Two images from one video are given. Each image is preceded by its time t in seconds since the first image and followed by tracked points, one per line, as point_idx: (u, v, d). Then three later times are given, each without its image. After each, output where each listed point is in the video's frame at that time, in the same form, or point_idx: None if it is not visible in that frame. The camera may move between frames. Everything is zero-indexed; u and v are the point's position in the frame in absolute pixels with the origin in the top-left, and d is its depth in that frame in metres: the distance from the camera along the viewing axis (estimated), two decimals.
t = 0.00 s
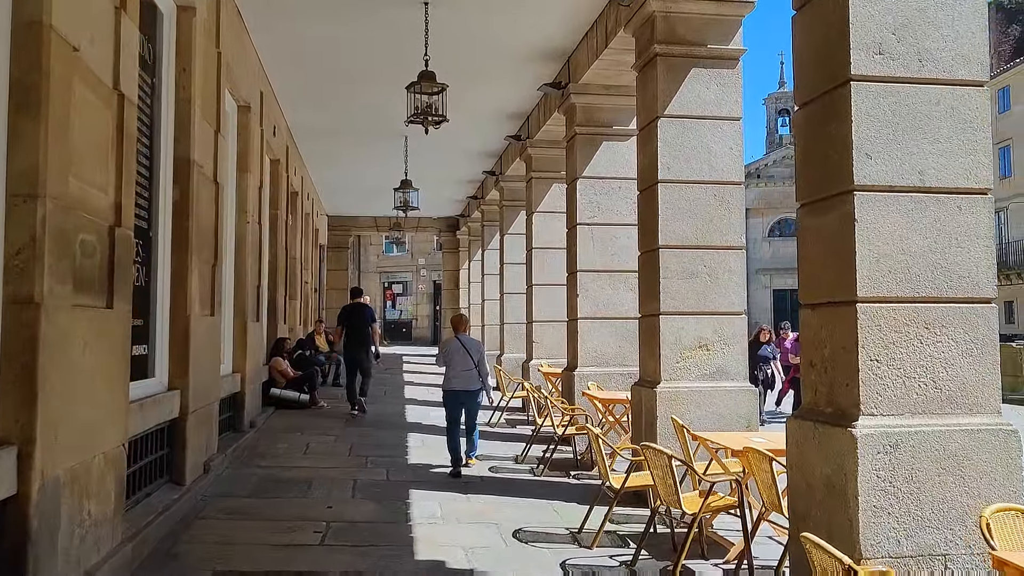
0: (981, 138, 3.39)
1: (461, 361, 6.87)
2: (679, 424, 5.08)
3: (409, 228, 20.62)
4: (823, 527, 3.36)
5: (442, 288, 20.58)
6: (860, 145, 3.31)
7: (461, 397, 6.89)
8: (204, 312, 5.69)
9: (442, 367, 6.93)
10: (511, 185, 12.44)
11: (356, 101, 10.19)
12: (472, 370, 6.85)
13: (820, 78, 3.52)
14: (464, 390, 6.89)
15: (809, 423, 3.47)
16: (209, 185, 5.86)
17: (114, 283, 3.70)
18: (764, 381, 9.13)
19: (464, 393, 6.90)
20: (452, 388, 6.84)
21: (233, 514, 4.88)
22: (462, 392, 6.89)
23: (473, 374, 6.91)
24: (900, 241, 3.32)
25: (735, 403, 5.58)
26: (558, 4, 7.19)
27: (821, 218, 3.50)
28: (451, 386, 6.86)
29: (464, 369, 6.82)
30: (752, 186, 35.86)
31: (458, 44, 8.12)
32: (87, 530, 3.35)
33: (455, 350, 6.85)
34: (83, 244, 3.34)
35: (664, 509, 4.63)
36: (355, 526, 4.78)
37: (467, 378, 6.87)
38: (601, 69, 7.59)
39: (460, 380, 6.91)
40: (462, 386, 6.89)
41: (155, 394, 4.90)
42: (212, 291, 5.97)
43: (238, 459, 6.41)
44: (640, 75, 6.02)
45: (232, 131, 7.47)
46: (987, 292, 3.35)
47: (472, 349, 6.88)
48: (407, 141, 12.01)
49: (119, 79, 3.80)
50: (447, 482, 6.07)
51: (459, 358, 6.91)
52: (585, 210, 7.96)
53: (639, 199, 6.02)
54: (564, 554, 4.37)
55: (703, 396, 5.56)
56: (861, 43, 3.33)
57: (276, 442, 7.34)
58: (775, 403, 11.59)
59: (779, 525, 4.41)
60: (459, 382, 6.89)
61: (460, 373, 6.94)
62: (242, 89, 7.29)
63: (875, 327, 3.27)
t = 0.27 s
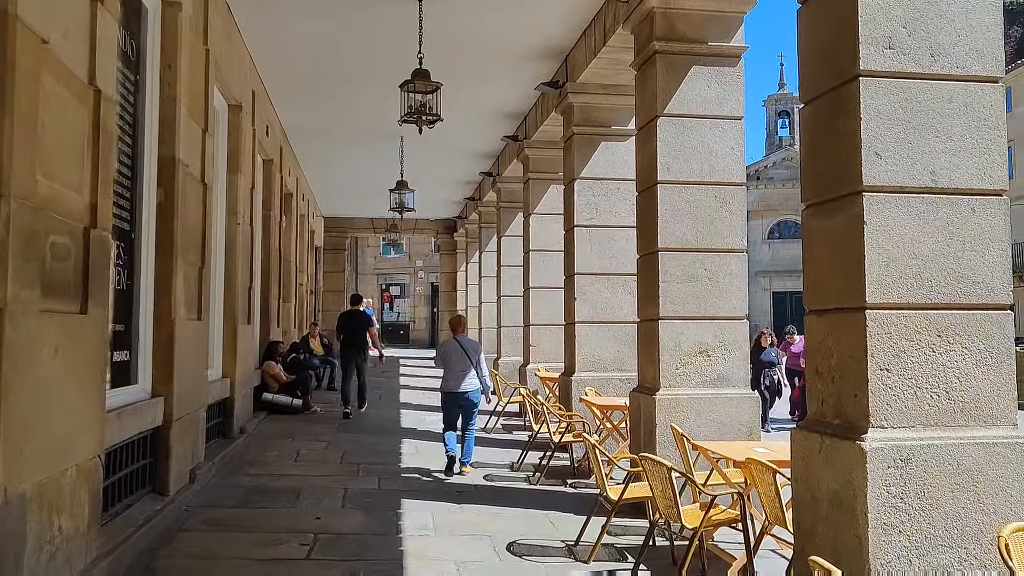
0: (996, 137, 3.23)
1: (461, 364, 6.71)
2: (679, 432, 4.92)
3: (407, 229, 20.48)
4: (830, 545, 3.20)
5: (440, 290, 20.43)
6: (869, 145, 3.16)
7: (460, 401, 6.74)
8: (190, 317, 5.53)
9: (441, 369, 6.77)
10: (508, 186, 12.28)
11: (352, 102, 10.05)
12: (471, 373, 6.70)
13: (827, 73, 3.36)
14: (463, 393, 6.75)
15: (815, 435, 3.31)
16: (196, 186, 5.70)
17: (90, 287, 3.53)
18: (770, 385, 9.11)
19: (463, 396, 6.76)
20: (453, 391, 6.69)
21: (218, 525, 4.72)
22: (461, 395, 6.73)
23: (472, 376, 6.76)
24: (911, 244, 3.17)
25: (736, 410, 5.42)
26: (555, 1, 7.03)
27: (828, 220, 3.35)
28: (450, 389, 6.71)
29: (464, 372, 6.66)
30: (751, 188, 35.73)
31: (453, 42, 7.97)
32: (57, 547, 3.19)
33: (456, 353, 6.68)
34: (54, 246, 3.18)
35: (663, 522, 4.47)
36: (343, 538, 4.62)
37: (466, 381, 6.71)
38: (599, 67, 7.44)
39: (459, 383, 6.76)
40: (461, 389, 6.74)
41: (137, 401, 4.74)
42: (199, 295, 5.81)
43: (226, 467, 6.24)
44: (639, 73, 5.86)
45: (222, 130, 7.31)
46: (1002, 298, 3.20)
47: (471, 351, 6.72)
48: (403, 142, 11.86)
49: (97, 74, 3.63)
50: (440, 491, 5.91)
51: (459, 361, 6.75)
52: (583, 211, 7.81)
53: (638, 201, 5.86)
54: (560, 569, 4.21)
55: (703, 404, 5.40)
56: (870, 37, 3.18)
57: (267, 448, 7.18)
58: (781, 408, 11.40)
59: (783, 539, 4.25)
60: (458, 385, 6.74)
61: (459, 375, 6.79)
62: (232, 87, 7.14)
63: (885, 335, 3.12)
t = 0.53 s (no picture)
0: (1006, 134, 3.11)
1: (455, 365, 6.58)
2: (676, 438, 4.79)
3: (403, 229, 20.34)
4: (833, 559, 3.07)
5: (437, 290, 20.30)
6: (874, 141, 3.03)
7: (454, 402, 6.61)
8: (176, 319, 5.40)
9: (435, 371, 6.64)
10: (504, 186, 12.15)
11: (346, 100, 9.91)
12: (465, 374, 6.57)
13: (830, 67, 3.23)
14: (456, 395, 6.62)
15: (817, 444, 3.18)
16: (182, 184, 5.57)
17: (64, 289, 3.40)
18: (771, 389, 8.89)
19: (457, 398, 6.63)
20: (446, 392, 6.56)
21: (202, 534, 4.58)
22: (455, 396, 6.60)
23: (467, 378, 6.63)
24: (918, 245, 3.04)
25: (735, 415, 5.29)
26: None
27: (830, 220, 3.22)
28: (444, 391, 6.58)
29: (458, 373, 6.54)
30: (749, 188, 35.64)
31: (448, 39, 7.84)
32: (26, 560, 3.05)
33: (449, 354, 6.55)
34: (24, 247, 3.05)
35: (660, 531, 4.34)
36: (331, 547, 4.48)
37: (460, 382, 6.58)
38: (595, 64, 7.31)
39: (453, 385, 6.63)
40: (455, 391, 6.61)
41: (118, 406, 4.61)
42: (186, 296, 5.68)
43: (214, 472, 6.10)
44: (636, 70, 5.73)
45: (211, 128, 7.18)
46: (1013, 301, 3.07)
47: (465, 352, 6.59)
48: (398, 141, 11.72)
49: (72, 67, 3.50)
50: (433, 498, 5.77)
51: (453, 362, 6.62)
52: (580, 211, 7.68)
53: (635, 200, 5.73)
54: None
55: (701, 408, 5.27)
56: (875, 30, 3.05)
57: (257, 452, 7.04)
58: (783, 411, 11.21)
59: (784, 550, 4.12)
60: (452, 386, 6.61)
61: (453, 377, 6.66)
62: (221, 84, 7.00)
63: (891, 340, 2.99)
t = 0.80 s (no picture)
0: None
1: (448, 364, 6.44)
2: (677, 439, 4.65)
3: (402, 227, 20.20)
4: (842, 568, 2.94)
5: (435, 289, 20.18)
6: (886, 130, 2.90)
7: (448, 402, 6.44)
8: (164, 316, 5.27)
9: (428, 371, 6.49)
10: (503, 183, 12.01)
11: (342, 96, 9.77)
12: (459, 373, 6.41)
13: (840, 53, 3.10)
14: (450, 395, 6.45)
15: (825, 446, 3.05)
16: (171, 178, 5.43)
17: (40, 284, 3.27)
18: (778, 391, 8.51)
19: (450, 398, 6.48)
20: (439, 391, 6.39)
21: (189, 537, 4.45)
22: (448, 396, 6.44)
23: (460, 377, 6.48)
24: (931, 240, 2.91)
25: (738, 416, 5.16)
26: None
27: (839, 213, 3.08)
28: (437, 390, 6.42)
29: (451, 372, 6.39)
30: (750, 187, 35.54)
31: (445, 33, 7.70)
32: None
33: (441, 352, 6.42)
34: None
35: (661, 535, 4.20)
36: (321, 551, 4.34)
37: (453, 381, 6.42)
38: (595, 58, 7.17)
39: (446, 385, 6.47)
40: (448, 390, 6.44)
41: (102, 405, 4.47)
42: (175, 293, 5.55)
43: (204, 473, 5.97)
44: (637, 62, 5.59)
45: (203, 122, 7.05)
46: None
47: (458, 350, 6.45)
48: (395, 137, 11.58)
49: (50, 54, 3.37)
50: (428, 500, 5.64)
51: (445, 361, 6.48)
52: (579, 207, 7.55)
53: (635, 196, 5.60)
54: None
55: (703, 409, 5.14)
56: (887, 13, 2.92)
57: (249, 452, 6.90)
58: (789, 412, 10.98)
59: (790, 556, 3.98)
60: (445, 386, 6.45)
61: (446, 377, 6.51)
62: (213, 77, 6.87)
63: (903, 338, 2.85)
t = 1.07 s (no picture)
0: None
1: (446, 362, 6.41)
2: (685, 444, 4.50)
3: (402, 226, 20.04)
4: None
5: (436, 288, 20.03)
6: (910, 120, 2.74)
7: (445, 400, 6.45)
8: (156, 316, 5.11)
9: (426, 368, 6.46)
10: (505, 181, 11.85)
11: (341, 92, 9.62)
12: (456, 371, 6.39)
13: (859, 40, 2.94)
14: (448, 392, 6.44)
15: (843, 454, 2.89)
16: (164, 174, 5.28)
17: (18, 281, 3.12)
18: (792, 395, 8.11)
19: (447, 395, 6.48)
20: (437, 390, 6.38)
21: (179, 545, 4.29)
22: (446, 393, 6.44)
23: (458, 375, 6.46)
24: (957, 236, 2.76)
25: (747, 419, 5.00)
26: None
27: (858, 208, 2.93)
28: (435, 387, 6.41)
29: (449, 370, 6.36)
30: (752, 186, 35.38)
31: (445, 28, 7.54)
32: None
33: (439, 350, 6.38)
34: None
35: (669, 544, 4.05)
36: (316, 560, 4.19)
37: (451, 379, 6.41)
38: (599, 52, 7.01)
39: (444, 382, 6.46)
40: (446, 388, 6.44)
41: (89, 408, 4.32)
42: (167, 292, 5.39)
43: (198, 477, 5.82)
44: (642, 55, 5.43)
45: (198, 116, 6.89)
46: None
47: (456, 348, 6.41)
48: (396, 134, 11.42)
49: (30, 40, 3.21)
50: (428, 504, 5.49)
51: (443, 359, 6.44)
52: (581, 205, 7.39)
53: (640, 193, 5.45)
54: None
55: (711, 412, 4.98)
56: None
57: (245, 454, 6.75)
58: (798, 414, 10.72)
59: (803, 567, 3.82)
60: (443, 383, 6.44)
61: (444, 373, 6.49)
62: (208, 71, 6.72)
63: (928, 341, 2.70)
